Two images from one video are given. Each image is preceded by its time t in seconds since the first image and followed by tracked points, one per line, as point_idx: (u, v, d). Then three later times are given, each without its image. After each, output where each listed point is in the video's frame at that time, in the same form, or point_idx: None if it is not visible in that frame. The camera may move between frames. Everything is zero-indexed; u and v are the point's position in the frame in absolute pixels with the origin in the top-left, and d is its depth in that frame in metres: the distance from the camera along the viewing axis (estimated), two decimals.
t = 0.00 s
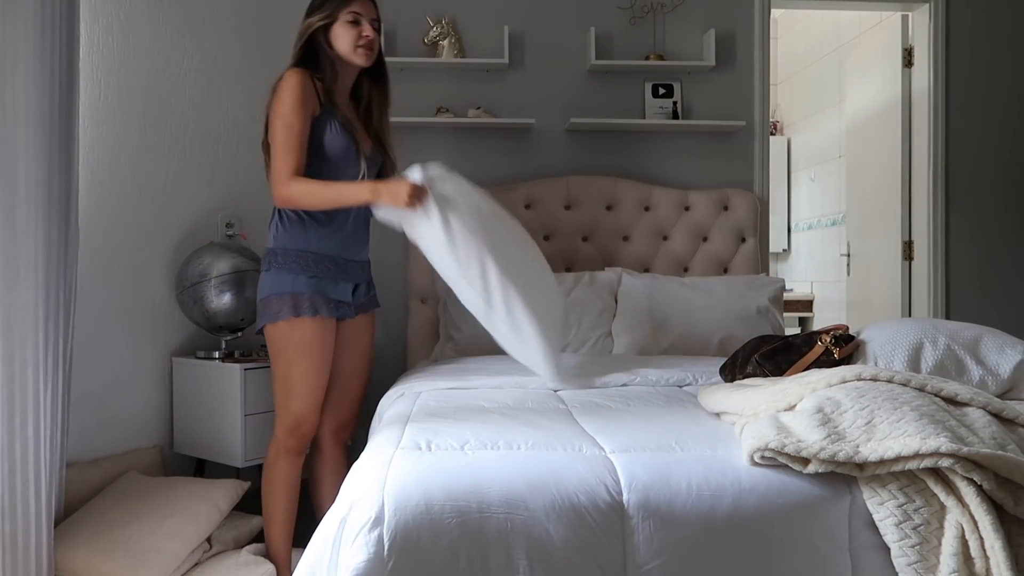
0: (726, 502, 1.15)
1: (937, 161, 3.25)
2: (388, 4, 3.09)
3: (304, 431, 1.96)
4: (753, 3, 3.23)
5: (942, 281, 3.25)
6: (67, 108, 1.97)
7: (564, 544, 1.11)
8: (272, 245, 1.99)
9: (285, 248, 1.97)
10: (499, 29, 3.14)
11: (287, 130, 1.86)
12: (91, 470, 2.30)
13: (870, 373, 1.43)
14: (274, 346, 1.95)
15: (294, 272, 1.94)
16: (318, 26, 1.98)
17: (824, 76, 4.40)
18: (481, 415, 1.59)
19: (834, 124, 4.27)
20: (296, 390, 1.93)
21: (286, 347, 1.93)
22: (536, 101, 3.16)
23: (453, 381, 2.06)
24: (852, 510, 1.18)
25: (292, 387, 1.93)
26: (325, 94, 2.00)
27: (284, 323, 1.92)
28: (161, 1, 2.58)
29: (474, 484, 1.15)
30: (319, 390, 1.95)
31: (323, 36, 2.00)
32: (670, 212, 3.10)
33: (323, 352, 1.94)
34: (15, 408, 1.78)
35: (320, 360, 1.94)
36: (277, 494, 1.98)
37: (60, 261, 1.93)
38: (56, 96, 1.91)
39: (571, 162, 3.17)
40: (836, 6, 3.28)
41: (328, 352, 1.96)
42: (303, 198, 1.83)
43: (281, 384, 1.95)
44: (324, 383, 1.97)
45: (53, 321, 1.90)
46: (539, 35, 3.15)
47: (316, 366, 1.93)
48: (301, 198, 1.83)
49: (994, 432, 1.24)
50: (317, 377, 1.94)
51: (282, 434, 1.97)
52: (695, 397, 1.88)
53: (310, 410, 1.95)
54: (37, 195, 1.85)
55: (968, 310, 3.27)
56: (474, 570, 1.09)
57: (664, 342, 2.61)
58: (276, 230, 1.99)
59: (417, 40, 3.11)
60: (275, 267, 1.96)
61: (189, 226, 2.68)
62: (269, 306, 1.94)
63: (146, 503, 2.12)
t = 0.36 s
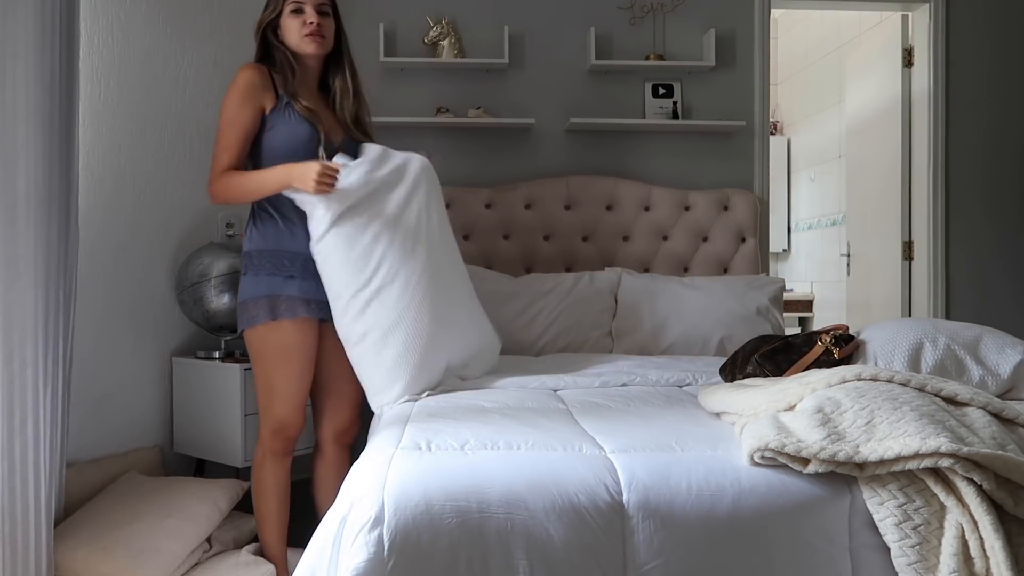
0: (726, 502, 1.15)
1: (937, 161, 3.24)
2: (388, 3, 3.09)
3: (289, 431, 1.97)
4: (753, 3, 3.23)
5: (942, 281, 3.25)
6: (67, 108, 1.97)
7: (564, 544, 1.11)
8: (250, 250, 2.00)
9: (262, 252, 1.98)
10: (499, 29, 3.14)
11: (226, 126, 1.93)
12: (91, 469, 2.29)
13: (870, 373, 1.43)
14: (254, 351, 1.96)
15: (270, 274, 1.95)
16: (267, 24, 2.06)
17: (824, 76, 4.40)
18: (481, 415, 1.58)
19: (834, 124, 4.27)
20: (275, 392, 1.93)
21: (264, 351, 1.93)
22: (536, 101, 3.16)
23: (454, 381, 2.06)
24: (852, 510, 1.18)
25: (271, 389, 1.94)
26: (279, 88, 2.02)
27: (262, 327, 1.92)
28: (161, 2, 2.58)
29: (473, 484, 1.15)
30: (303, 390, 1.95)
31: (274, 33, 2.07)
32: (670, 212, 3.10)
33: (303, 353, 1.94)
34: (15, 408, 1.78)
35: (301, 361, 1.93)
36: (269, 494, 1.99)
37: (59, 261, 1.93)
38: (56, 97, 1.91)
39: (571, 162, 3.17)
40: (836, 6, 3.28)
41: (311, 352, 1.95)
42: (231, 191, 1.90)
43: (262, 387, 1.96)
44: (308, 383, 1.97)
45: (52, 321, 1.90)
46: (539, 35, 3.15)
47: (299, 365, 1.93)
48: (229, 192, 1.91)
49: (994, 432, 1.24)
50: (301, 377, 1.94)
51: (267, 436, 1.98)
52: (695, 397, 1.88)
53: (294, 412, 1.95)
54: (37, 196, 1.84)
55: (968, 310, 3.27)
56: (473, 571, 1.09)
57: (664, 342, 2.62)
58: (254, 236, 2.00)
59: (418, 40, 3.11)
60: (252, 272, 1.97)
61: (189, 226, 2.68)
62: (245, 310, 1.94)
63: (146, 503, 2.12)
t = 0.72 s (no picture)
0: (726, 502, 1.15)
1: (937, 161, 3.24)
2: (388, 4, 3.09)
3: (274, 433, 1.96)
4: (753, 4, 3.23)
5: (942, 281, 3.25)
6: (67, 108, 1.97)
7: (564, 544, 1.11)
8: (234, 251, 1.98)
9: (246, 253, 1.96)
10: (499, 29, 3.14)
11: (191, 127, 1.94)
12: (92, 469, 2.29)
13: (870, 373, 1.43)
14: (236, 355, 1.96)
15: (253, 275, 1.93)
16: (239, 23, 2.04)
17: (824, 76, 4.40)
18: (482, 415, 1.59)
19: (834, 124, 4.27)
20: (260, 394, 1.93)
21: (246, 353, 1.93)
22: (536, 101, 3.16)
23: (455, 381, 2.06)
24: (852, 510, 1.18)
25: (255, 390, 1.93)
26: (247, 89, 1.99)
27: (242, 330, 1.92)
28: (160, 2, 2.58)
29: (473, 484, 1.15)
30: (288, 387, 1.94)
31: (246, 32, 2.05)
32: (670, 212, 3.10)
33: (287, 353, 1.93)
34: (15, 408, 1.78)
35: (283, 361, 1.92)
36: (261, 496, 1.98)
37: (58, 261, 1.93)
38: (55, 96, 1.91)
39: (571, 162, 3.17)
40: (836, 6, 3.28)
41: (294, 348, 1.95)
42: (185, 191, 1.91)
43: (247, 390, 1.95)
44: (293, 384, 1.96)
45: (52, 321, 1.90)
46: (539, 36, 3.15)
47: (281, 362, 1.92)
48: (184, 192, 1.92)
49: (994, 432, 1.24)
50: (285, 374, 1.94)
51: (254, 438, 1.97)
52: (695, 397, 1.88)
53: (281, 408, 1.94)
54: (37, 196, 1.84)
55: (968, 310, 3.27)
56: (473, 570, 1.09)
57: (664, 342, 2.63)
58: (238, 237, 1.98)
59: (418, 40, 3.11)
60: (235, 272, 1.95)
61: (188, 226, 2.68)
62: (228, 311, 1.92)
63: (146, 503, 2.12)
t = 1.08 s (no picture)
0: (726, 503, 1.15)
1: (937, 161, 3.24)
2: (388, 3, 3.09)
3: (271, 433, 1.96)
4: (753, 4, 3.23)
5: (942, 281, 3.25)
6: (66, 107, 1.97)
7: (564, 544, 1.11)
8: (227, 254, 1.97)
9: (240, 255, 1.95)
10: (500, 29, 3.14)
11: (187, 133, 1.93)
12: (92, 469, 2.29)
13: (870, 373, 1.43)
14: (233, 355, 1.95)
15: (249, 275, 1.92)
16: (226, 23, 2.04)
17: (824, 76, 4.40)
18: (482, 415, 1.58)
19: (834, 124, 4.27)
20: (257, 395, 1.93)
21: (242, 354, 1.93)
22: (536, 101, 3.16)
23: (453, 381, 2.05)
24: (852, 510, 1.18)
25: (252, 391, 1.93)
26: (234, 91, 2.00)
27: (237, 331, 1.92)
28: (160, 2, 2.58)
29: (473, 484, 1.15)
30: (286, 388, 1.95)
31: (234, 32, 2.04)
32: (670, 212, 3.10)
33: (284, 354, 1.93)
34: (15, 408, 1.78)
35: (281, 362, 1.92)
36: (258, 496, 1.98)
37: (59, 262, 1.92)
38: (55, 96, 1.91)
39: (571, 162, 3.17)
40: (837, 6, 3.28)
41: (291, 349, 1.95)
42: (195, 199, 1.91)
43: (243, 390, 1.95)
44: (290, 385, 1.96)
45: (52, 321, 1.90)
46: (539, 36, 3.15)
47: (280, 365, 1.92)
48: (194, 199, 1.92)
49: (994, 432, 1.24)
50: (282, 375, 1.94)
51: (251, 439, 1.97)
52: (695, 397, 1.88)
53: (279, 409, 1.95)
54: (37, 196, 1.84)
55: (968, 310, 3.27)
56: (473, 570, 1.09)
57: (664, 342, 2.63)
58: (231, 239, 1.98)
59: (418, 40, 3.11)
60: (230, 273, 1.94)
61: (188, 226, 2.68)
62: (223, 312, 1.91)
63: (145, 503, 2.12)
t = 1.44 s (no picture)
0: (726, 503, 1.15)
1: (937, 161, 3.24)
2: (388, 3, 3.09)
3: (275, 433, 1.95)
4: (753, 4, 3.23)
5: (942, 281, 3.25)
6: (66, 107, 1.97)
7: (564, 544, 1.11)
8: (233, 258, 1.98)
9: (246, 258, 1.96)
10: (500, 29, 3.13)
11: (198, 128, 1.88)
12: (92, 469, 2.29)
13: (870, 373, 1.43)
14: (241, 355, 1.95)
15: (256, 277, 1.93)
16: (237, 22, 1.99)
17: (824, 76, 4.40)
18: (482, 415, 1.59)
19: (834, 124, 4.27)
20: (263, 394, 1.92)
21: (248, 354, 1.93)
22: (536, 101, 3.15)
23: (452, 381, 2.05)
24: (852, 510, 1.18)
25: (258, 390, 1.93)
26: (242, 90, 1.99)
27: (245, 331, 1.92)
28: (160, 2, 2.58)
29: (473, 484, 1.15)
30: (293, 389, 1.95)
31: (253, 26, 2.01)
32: (670, 212, 3.10)
33: (291, 355, 1.94)
34: (14, 408, 1.78)
35: (289, 363, 1.93)
36: (261, 497, 1.98)
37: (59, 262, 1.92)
38: (55, 96, 1.91)
39: (571, 162, 3.17)
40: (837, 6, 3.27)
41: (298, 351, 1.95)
42: (225, 195, 1.84)
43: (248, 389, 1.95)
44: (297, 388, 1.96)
45: (51, 321, 1.90)
46: (539, 36, 3.15)
47: (288, 365, 1.93)
48: (220, 198, 1.85)
49: (994, 432, 1.24)
50: (289, 376, 1.94)
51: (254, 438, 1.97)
52: (695, 397, 1.88)
53: (284, 410, 1.94)
54: (36, 196, 1.84)
55: (968, 310, 3.27)
56: (473, 571, 1.09)
57: (663, 342, 2.62)
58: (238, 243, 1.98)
59: (418, 40, 3.11)
60: (236, 276, 1.95)
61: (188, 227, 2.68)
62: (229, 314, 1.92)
63: (145, 503, 2.12)
